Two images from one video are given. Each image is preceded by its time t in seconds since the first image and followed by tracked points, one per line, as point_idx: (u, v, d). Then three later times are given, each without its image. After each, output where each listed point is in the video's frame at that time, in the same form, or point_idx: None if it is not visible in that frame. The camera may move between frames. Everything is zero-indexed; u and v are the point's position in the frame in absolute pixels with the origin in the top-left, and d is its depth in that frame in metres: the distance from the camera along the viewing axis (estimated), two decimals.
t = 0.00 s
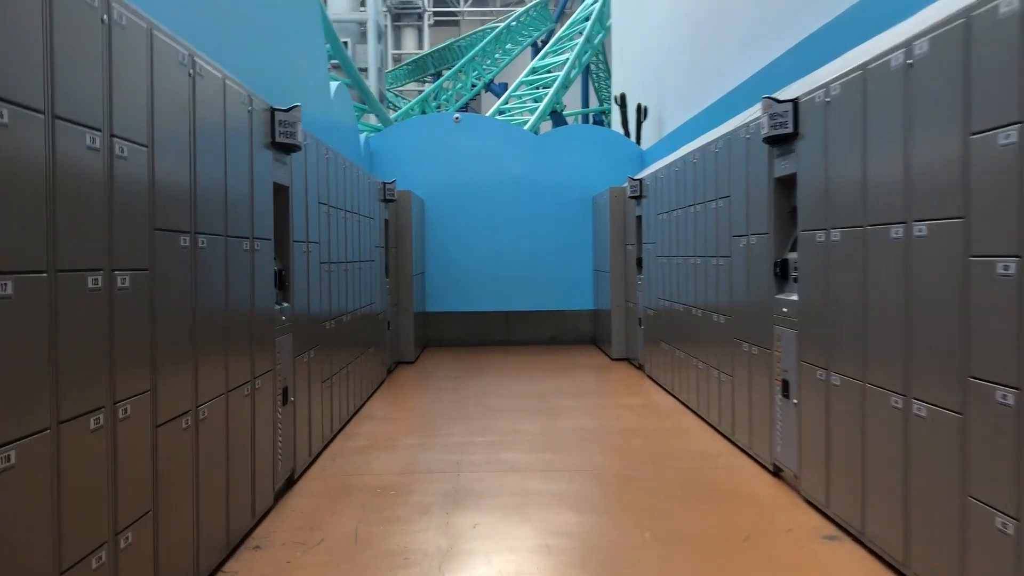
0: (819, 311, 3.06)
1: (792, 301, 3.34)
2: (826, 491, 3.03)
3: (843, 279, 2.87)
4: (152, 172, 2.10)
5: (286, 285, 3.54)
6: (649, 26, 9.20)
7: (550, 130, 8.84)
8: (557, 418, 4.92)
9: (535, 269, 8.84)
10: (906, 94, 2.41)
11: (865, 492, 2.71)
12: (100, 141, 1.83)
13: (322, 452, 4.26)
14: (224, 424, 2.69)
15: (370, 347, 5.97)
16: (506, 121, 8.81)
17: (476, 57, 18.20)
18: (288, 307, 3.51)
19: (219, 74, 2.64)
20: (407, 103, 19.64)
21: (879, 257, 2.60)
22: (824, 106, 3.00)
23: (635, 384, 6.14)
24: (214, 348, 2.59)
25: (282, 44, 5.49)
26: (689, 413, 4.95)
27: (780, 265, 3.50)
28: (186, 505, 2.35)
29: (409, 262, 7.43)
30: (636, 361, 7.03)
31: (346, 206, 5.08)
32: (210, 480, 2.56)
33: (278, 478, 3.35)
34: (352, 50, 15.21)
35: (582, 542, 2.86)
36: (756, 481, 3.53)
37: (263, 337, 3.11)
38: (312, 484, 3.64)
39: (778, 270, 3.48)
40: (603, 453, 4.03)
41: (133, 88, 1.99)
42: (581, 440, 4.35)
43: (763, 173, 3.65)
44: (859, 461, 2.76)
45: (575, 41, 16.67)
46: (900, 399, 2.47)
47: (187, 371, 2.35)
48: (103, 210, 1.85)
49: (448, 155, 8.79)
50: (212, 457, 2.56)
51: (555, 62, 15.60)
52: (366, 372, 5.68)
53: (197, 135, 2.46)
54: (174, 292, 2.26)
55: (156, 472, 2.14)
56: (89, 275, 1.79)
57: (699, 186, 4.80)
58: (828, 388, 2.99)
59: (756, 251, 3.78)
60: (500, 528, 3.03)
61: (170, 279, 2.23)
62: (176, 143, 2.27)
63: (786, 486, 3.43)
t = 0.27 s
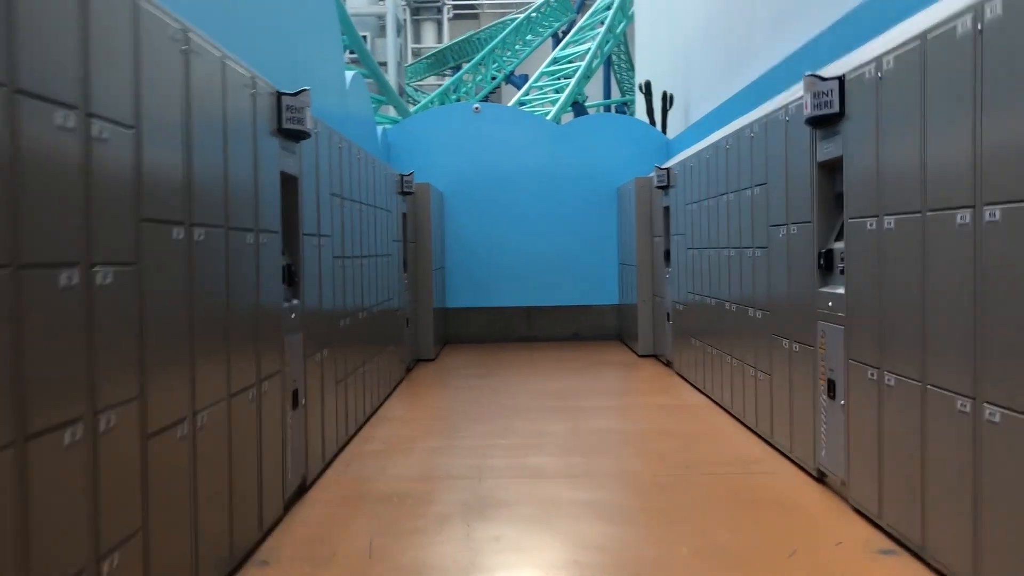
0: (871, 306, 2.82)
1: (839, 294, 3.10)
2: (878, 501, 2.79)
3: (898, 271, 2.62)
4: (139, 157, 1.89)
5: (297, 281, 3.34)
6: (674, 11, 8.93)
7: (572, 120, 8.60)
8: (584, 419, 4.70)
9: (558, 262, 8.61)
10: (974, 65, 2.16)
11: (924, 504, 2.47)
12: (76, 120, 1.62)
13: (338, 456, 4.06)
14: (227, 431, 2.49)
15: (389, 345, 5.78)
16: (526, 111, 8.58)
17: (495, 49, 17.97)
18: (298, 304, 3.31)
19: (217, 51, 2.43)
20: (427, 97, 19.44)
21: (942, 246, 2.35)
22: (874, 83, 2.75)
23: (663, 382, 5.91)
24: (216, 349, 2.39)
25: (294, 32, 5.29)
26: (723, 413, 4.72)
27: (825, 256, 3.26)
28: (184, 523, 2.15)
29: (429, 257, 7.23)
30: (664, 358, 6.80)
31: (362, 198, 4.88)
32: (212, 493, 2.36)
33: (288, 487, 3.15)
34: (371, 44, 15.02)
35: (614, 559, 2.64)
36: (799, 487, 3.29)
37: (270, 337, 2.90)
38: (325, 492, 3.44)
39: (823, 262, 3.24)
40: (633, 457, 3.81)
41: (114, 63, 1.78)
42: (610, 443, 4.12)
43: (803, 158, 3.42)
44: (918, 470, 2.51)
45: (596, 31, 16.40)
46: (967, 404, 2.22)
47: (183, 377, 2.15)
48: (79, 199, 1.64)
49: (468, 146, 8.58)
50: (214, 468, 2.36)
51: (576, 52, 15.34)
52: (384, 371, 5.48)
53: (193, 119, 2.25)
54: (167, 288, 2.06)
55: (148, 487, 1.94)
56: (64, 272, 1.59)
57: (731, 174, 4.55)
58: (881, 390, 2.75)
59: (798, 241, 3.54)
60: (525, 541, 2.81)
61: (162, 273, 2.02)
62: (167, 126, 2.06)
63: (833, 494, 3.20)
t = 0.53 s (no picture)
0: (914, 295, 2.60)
1: (878, 283, 2.88)
2: (923, 507, 2.58)
3: (946, 258, 2.40)
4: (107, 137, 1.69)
5: (296, 273, 3.15)
6: None
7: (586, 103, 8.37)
8: (601, 414, 4.50)
9: (572, 250, 8.40)
10: None
11: (977, 512, 2.26)
12: (27, 95, 1.42)
13: (345, 455, 3.88)
14: (219, 435, 2.30)
15: (399, 338, 5.59)
16: (540, 95, 8.35)
17: (507, 35, 17.71)
18: (298, 297, 3.12)
19: (201, 24, 2.23)
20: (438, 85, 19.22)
21: (999, 230, 2.13)
22: (918, 52, 2.52)
23: (683, 373, 5.70)
24: (204, 348, 2.20)
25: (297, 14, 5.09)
26: (747, 407, 4.51)
27: (861, 242, 3.04)
28: (169, 539, 1.96)
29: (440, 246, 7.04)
30: (683, 348, 6.58)
31: (369, 185, 4.68)
32: (202, 504, 2.17)
33: (289, 492, 2.96)
34: (381, 32, 14.82)
35: (637, 571, 2.44)
36: (834, 490, 3.08)
37: (267, 334, 2.71)
38: (330, 495, 3.26)
39: (859, 248, 3.02)
40: (654, 456, 3.61)
41: (74, 31, 1.58)
42: (630, 440, 3.92)
43: (835, 137, 3.20)
44: (970, 475, 2.30)
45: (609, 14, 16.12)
46: None
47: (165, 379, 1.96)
48: (33, 184, 1.45)
49: (480, 130, 8.36)
50: (203, 478, 2.17)
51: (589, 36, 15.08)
52: (393, 365, 5.30)
53: (174, 97, 2.06)
54: (145, 284, 1.86)
55: (123, 503, 1.75)
56: (15, 267, 1.39)
57: (755, 156, 4.33)
58: (926, 386, 2.54)
59: (830, 226, 3.32)
60: (541, 550, 2.62)
61: (137, 267, 1.83)
62: (143, 104, 1.87)
63: (870, 497, 2.99)
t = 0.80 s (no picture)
0: (953, 282, 2.37)
1: (910, 269, 2.64)
2: (959, 515, 2.35)
3: (991, 241, 2.16)
4: (37, 96, 1.47)
5: (280, 255, 2.92)
6: None
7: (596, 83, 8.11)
8: (609, 406, 4.28)
9: (581, 235, 8.16)
10: None
11: None
12: None
13: (337, 448, 3.67)
14: (184, 431, 2.08)
15: (399, 325, 5.38)
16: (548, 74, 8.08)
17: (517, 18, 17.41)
18: (282, 280, 2.90)
19: None
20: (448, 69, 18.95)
21: None
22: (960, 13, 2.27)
23: (695, 364, 5.48)
24: (166, 335, 1.99)
25: None
26: (763, 401, 4.28)
27: (891, 225, 2.80)
28: (119, 550, 1.75)
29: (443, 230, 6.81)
30: (694, 337, 6.35)
31: (366, 164, 4.45)
32: (163, 508, 1.96)
33: (270, 490, 2.75)
34: (389, 14, 14.57)
35: None
36: (859, 493, 2.86)
37: (245, 320, 2.49)
38: (317, 492, 3.05)
39: (889, 231, 2.78)
40: (665, 453, 3.39)
41: None
42: (638, 435, 3.70)
43: (864, 110, 2.96)
44: (1016, 483, 2.07)
45: None
46: None
47: (115, 371, 1.74)
48: None
49: (486, 110, 8.12)
50: (164, 480, 1.95)
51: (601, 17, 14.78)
52: (393, 353, 5.08)
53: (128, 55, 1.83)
54: (88, 263, 1.64)
55: (57, 513, 1.53)
56: None
57: (774, 135, 4.08)
58: (966, 382, 2.30)
59: (856, 208, 3.08)
60: (540, 558, 2.40)
61: (77, 246, 1.60)
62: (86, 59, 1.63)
63: (899, 501, 2.76)
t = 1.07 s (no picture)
0: (996, 289, 2.15)
1: (946, 272, 2.42)
2: (998, 545, 2.14)
3: None
4: None
5: (264, 249, 2.72)
6: None
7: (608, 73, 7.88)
8: (615, 409, 4.08)
9: (590, 229, 7.94)
10: None
11: None
12: None
13: (327, 452, 3.48)
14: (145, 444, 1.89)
15: (399, 320, 5.18)
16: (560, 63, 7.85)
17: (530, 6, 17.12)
18: (265, 277, 2.70)
19: None
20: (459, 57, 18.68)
21: None
22: None
23: (706, 364, 5.27)
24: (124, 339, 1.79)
25: None
26: (778, 406, 4.07)
27: (924, 224, 2.58)
28: None
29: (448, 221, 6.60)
30: (705, 336, 6.14)
31: (364, 153, 4.25)
32: (117, 531, 1.77)
33: (248, 503, 2.55)
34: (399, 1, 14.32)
35: None
36: (884, 513, 2.65)
37: (220, 320, 2.29)
38: (302, 502, 2.86)
39: (923, 231, 2.56)
40: (674, 463, 3.18)
41: None
42: (646, 442, 3.49)
43: (897, 101, 2.73)
44: None
45: None
46: None
47: (57, 381, 1.54)
48: None
49: (495, 100, 7.89)
50: (119, 500, 1.76)
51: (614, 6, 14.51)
52: (391, 350, 4.89)
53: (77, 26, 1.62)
54: (22, 262, 1.44)
55: None
56: None
57: (795, 126, 3.86)
58: (1009, 400, 2.09)
59: (885, 206, 2.86)
60: None
61: (7, 240, 1.39)
62: (23, 30, 1.43)
63: (927, 524, 2.55)
